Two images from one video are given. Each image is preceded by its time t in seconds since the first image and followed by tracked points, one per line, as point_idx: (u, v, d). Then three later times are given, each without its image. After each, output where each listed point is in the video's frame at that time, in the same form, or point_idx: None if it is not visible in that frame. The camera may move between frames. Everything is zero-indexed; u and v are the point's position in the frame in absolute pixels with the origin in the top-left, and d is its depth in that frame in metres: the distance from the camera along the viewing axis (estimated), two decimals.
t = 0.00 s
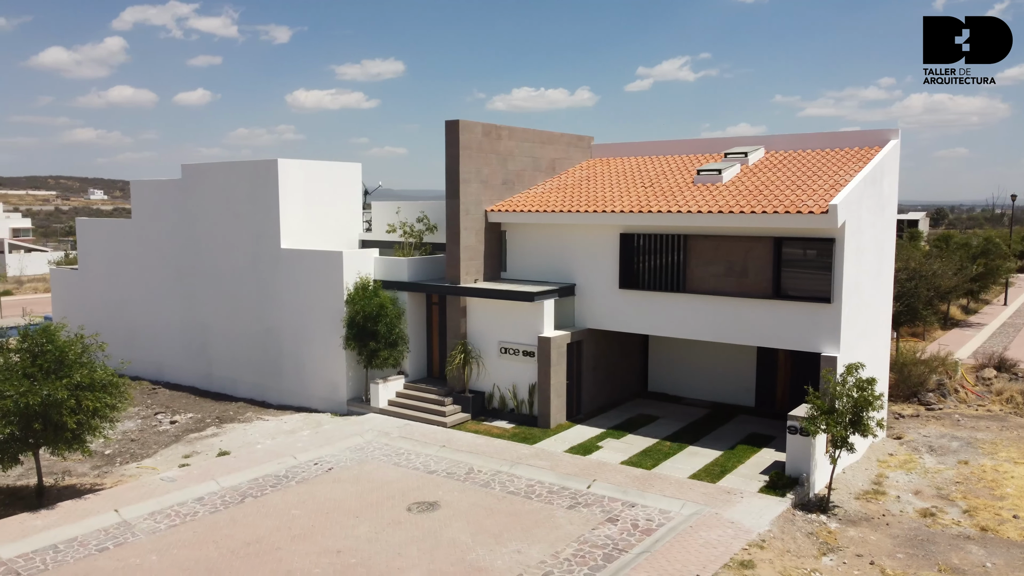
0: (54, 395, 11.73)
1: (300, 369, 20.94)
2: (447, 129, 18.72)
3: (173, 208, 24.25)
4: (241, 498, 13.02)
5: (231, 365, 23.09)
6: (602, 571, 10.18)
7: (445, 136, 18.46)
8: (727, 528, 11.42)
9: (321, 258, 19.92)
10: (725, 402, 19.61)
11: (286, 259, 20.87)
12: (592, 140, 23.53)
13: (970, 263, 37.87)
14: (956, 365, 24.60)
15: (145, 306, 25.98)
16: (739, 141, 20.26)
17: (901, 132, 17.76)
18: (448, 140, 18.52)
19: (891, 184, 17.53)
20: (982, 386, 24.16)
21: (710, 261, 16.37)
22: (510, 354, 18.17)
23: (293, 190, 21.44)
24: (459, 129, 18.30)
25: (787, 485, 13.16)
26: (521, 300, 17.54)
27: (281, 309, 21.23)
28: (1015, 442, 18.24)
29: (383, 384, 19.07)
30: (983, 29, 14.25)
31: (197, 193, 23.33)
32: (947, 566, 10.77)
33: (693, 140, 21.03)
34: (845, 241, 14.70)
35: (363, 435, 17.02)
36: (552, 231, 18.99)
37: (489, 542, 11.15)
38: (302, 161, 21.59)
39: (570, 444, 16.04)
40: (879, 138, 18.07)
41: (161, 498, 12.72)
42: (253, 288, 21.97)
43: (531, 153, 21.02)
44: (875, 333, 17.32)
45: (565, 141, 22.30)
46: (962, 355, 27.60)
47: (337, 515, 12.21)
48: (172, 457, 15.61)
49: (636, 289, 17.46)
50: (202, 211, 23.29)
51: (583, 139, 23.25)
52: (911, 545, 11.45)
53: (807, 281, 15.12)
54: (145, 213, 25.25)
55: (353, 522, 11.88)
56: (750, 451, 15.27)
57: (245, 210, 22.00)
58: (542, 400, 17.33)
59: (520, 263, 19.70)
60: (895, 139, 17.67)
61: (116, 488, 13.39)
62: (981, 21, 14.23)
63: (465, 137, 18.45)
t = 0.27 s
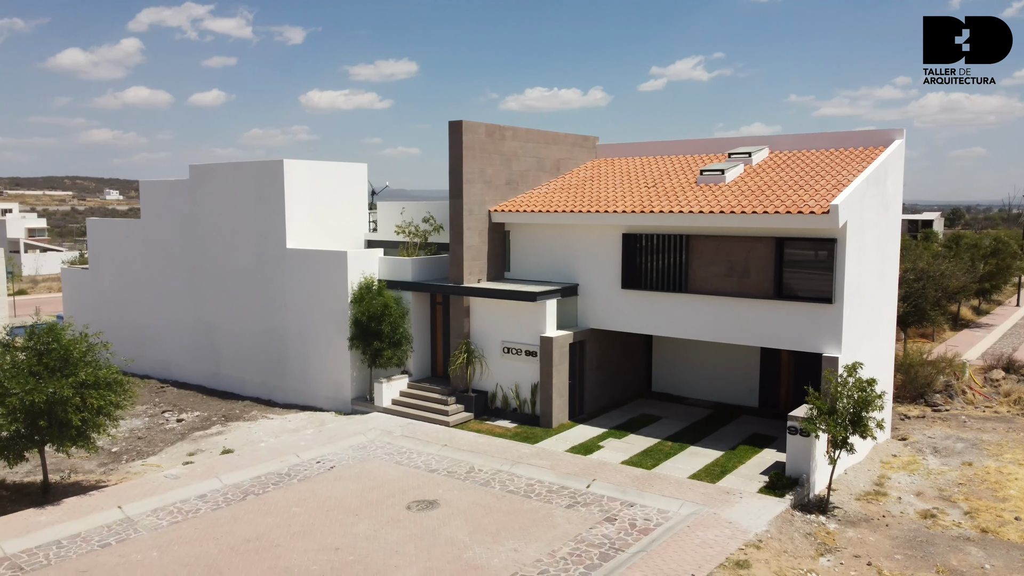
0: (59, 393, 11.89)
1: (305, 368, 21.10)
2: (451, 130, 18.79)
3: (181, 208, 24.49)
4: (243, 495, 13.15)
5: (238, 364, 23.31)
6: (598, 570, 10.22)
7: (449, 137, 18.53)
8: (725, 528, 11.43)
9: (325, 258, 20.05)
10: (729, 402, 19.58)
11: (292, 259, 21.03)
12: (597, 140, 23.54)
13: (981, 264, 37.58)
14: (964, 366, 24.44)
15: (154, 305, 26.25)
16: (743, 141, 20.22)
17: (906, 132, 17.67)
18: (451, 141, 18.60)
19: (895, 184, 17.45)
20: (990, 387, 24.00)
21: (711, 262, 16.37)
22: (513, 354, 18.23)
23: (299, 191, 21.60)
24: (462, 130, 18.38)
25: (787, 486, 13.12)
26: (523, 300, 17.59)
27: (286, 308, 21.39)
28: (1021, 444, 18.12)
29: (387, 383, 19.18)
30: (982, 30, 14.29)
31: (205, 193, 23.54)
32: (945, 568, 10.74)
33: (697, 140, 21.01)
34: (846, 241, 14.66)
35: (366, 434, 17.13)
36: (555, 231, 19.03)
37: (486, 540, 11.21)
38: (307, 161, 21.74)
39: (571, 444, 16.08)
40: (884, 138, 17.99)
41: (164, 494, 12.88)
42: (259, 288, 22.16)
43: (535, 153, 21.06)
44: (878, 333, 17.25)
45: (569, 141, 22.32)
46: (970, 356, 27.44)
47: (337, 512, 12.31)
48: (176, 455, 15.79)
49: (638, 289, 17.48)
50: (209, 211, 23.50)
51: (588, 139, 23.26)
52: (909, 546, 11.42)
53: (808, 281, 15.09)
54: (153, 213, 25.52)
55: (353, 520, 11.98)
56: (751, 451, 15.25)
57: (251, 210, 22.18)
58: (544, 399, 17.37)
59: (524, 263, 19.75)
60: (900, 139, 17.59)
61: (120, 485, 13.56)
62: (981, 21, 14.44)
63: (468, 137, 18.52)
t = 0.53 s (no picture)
0: (65, 390, 12.07)
1: (311, 367, 21.26)
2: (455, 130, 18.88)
3: (190, 208, 24.72)
4: (246, 492, 13.30)
5: (245, 362, 23.50)
6: (594, 567, 10.28)
7: (453, 137, 18.62)
8: (723, 527, 11.44)
9: (331, 257, 20.19)
10: (733, 402, 19.55)
11: (298, 258, 21.19)
12: (602, 140, 23.56)
13: (992, 264, 37.28)
14: (972, 367, 24.28)
15: (163, 304, 26.50)
16: (748, 140, 20.19)
17: (911, 132, 17.60)
18: (455, 141, 18.69)
19: (900, 184, 17.39)
20: (998, 388, 23.85)
21: (713, 261, 16.37)
22: (516, 353, 18.28)
23: (305, 190, 21.76)
24: (466, 130, 18.47)
25: (786, 485, 13.12)
26: (526, 299, 17.64)
27: (292, 307, 21.56)
28: None
29: (391, 382, 19.28)
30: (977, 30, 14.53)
31: (212, 193, 23.75)
32: (943, 568, 10.72)
33: (702, 140, 21.01)
34: (848, 240, 14.63)
35: (369, 432, 17.24)
36: (559, 230, 19.08)
37: (484, 537, 11.29)
38: (314, 161, 21.90)
39: (573, 443, 16.11)
40: (889, 137, 17.93)
41: (168, 491, 13.04)
42: (266, 287, 22.34)
43: (540, 153, 21.11)
44: (883, 333, 17.19)
45: (574, 141, 22.36)
46: (979, 357, 27.24)
47: (338, 509, 12.43)
48: (182, 452, 15.97)
49: (640, 289, 17.50)
50: (217, 210, 23.70)
51: (593, 138, 23.29)
52: (908, 547, 11.41)
53: (811, 281, 15.06)
54: (163, 212, 25.75)
55: (353, 517, 12.09)
56: (753, 451, 15.23)
57: (258, 210, 22.36)
58: (547, 398, 17.42)
59: (528, 262, 19.81)
60: (905, 139, 17.53)
61: (126, 481, 13.75)
62: (980, 21, 15.62)
63: (472, 137, 18.60)
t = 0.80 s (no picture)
0: (71, 387, 12.26)
1: (317, 365, 21.42)
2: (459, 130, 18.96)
3: (198, 208, 24.95)
4: (249, 489, 13.45)
5: (253, 361, 23.71)
6: (592, 565, 10.33)
7: (457, 137, 18.70)
8: (721, 526, 11.46)
9: (337, 256, 20.32)
10: (737, 402, 19.52)
11: (304, 258, 21.35)
12: (607, 140, 23.57)
13: (1003, 265, 37.00)
14: (980, 367, 24.12)
15: (172, 302, 26.77)
16: (753, 139, 20.16)
17: (917, 131, 17.52)
18: (460, 141, 18.77)
19: (904, 183, 17.32)
20: (1007, 389, 23.70)
21: (716, 261, 16.37)
22: (520, 352, 18.34)
23: (311, 190, 21.90)
24: (470, 130, 18.54)
25: (787, 485, 13.12)
26: (529, 298, 17.70)
27: (299, 307, 21.72)
28: None
29: (396, 380, 19.38)
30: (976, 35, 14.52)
31: (221, 193, 23.95)
32: (942, 568, 10.71)
33: (707, 139, 20.99)
34: (851, 240, 14.59)
35: (373, 430, 17.36)
36: (563, 230, 19.13)
37: (483, 535, 11.36)
38: (320, 162, 22.04)
39: (575, 442, 16.15)
40: (894, 136, 17.85)
41: (172, 487, 13.23)
42: (273, 286, 22.51)
43: (545, 153, 21.15)
44: (887, 334, 17.14)
45: (580, 141, 22.38)
46: (988, 357, 27.06)
47: (339, 507, 12.55)
48: (188, 449, 16.16)
49: (644, 288, 17.52)
50: (225, 210, 23.90)
51: (599, 138, 23.30)
52: (908, 547, 11.40)
53: (813, 281, 15.04)
54: (172, 212, 26.01)
55: (353, 514, 12.20)
56: (755, 451, 15.21)
57: (265, 210, 22.54)
58: (550, 397, 17.47)
59: (532, 262, 19.86)
60: (910, 138, 17.45)
61: (131, 478, 13.95)
62: (980, 22, 16.01)
63: (476, 137, 18.67)
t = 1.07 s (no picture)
0: (76, 384, 12.46)
1: (323, 364, 21.56)
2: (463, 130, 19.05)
3: (207, 208, 25.18)
4: (252, 486, 13.62)
5: (260, 359, 23.91)
6: (588, 563, 10.38)
7: (461, 137, 18.78)
8: (719, 525, 11.48)
9: (342, 256, 20.46)
10: (741, 402, 19.48)
11: (310, 257, 21.50)
12: (613, 139, 23.58)
13: (1015, 265, 36.66)
14: (989, 368, 23.96)
15: (182, 301, 27.03)
16: (758, 139, 20.12)
17: (922, 130, 17.44)
18: (463, 141, 18.85)
19: (909, 183, 17.24)
20: (1015, 390, 23.53)
21: (719, 261, 16.37)
22: (523, 351, 18.39)
23: (317, 190, 22.05)
24: (474, 130, 18.62)
25: (786, 485, 13.12)
26: (532, 298, 17.74)
27: (305, 306, 21.88)
28: None
29: (400, 379, 19.49)
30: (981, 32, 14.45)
31: (229, 193, 24.16)
32: (940, 569, 10.69)
33: (712, 139, 20.98)
34: (853, 239, 14.56)
35: (377, 428, 17.47)
36: (566, 230, 19.17)
37: (481, 532, 11.44)
38: (326, 162, 22.20)
39: (577, 441, 16.20)
40: (899, 135, 17.78)
41: (175, 483, 13.42)
42: (279, 285, 22.68)
43: (549, 153, 21.19)
44: (890, 334, 17.07)
45: (584, 140, 22.41)
46: (997, 358, 26.86)
47: (339, 504, 12.67)
48: (193, 447, 16.36)
49: (646, 288, 17.53)
50: (233, 210, 24.11)
51: (604, 138, 23.31)
52: (906, 547, 11.39)
53: (815, 281, 15.01)
54: (182, 212, 26.27)
55: (353, 511, 12.32)
56: (757, 451, 15.19)
57: (272, 209, 22.72)
58: (552, 396, 17.51)
59: (536, 261, 19.91)
60: (915, 137, 17.37)
61: (136, 474, 14.16)
62: (980, 22, 16.32)
63: (480, 137, 18.75)
